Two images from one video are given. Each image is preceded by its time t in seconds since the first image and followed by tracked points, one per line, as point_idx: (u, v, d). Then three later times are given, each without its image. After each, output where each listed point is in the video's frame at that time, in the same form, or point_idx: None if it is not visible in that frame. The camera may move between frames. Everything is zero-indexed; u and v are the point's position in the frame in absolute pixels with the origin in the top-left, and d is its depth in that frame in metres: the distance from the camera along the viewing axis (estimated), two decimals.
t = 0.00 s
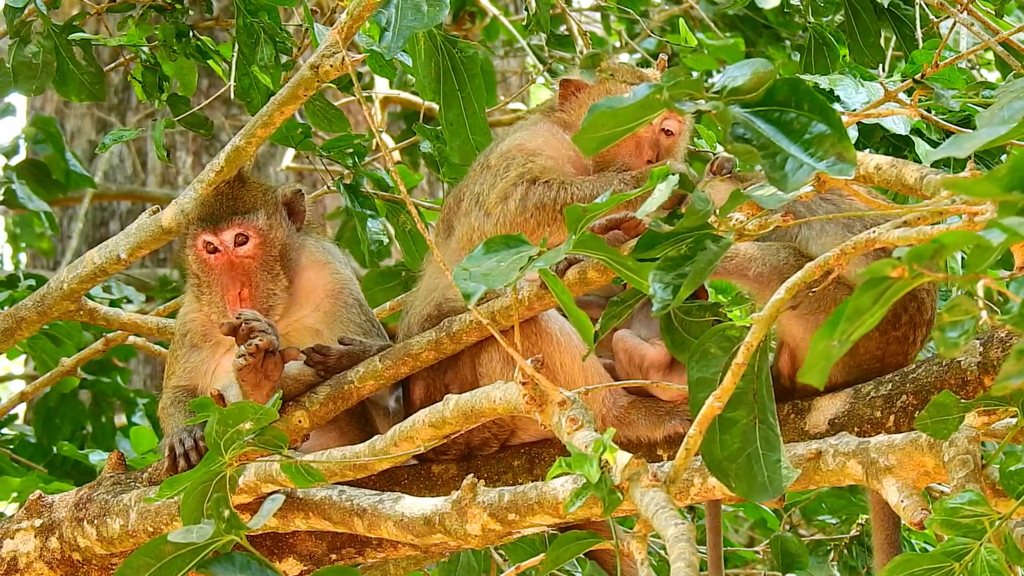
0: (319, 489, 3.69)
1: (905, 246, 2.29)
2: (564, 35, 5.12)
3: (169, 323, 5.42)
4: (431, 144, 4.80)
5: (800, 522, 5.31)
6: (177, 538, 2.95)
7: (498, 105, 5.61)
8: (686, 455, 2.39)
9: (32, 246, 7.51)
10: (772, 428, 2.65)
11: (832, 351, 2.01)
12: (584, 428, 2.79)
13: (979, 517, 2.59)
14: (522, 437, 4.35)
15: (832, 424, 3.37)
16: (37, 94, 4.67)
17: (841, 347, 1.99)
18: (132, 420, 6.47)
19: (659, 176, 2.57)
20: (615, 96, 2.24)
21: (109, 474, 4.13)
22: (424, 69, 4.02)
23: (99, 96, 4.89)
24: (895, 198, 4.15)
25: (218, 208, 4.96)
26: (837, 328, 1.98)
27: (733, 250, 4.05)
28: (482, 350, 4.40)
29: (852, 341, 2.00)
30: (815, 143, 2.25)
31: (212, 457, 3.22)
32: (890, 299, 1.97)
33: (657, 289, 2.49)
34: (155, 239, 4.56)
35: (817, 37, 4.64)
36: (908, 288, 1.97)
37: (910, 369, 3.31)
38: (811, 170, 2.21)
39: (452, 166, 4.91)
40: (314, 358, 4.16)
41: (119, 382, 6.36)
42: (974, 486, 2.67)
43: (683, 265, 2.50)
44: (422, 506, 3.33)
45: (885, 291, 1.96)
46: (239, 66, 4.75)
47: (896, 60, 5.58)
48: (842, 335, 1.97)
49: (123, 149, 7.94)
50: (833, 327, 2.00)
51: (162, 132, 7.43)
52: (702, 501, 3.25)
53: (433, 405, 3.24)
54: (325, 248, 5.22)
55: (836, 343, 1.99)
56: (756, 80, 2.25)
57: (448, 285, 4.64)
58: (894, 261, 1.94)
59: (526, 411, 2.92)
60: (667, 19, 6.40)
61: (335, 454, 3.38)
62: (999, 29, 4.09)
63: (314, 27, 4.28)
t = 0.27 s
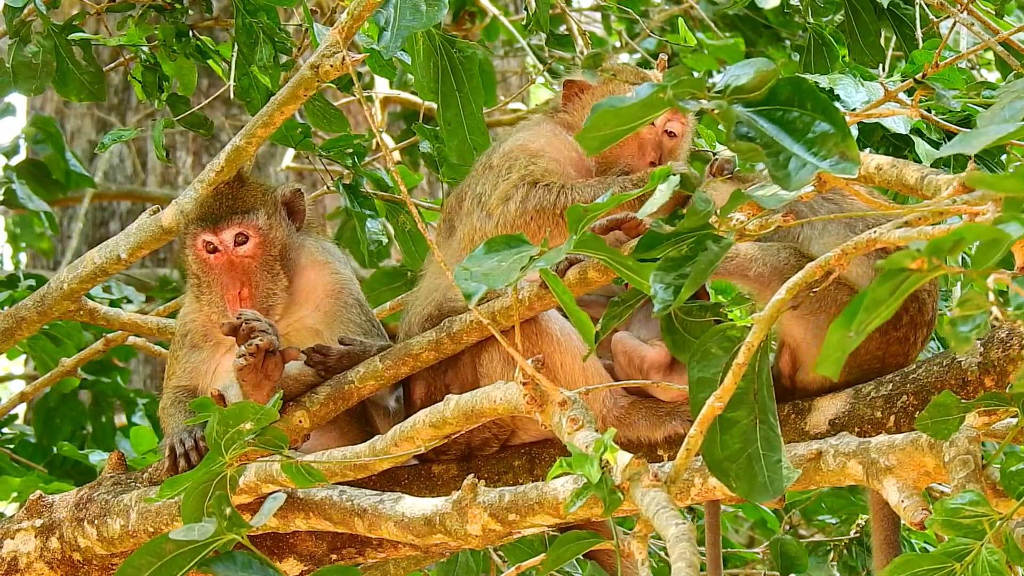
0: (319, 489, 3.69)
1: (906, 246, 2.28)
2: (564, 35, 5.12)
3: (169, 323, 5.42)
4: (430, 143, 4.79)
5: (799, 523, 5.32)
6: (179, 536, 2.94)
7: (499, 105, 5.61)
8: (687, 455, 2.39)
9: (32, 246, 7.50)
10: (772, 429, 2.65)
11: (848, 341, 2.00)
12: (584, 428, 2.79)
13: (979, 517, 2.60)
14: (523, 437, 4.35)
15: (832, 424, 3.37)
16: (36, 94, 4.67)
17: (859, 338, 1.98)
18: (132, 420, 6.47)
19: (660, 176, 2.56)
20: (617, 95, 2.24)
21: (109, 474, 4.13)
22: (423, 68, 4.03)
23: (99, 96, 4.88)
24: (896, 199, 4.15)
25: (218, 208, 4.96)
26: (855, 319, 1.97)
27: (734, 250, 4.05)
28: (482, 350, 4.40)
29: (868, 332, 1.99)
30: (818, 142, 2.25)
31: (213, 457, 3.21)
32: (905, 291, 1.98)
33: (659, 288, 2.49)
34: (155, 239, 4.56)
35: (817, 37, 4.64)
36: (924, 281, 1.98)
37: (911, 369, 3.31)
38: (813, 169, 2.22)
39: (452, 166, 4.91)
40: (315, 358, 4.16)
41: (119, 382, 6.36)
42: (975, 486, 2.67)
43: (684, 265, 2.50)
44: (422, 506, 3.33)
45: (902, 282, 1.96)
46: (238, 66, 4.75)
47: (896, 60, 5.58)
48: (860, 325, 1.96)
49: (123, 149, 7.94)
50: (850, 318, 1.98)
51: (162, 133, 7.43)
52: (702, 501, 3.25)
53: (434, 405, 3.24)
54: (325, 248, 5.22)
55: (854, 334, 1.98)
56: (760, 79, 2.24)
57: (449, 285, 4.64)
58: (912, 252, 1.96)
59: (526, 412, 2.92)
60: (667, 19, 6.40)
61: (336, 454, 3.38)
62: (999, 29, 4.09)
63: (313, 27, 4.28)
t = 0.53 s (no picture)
0: (320, 489, 3.69)
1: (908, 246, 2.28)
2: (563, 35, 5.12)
3: (170, 323, 5.42)
4: (430, 144, 4.80)
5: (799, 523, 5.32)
6: (179, 537, 2.98)
7: (499, 105, 5.62)
8: (687, 455, 2.39)
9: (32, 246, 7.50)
10: (773, 429, 2.66)
11: (848, 342, 2.02)
12: (585, 428, 2.79)
13: (979, 517, 2.60)
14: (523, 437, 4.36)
15: (833, 424, 3.38)
16: (36, 93, 4.67)
17: (858, 340, 2.00)
18: (132, 420, 6.47)
19: (661, 175, 2.52)
20: (617, 97, 2.23)
21: (110, 474, 4.13)
22: (423, 68, 4.02)
23: (98, 96, 4.88)
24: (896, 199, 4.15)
25: (220, 208, 4.97)
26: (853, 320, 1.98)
27: (735, 251, 4.05)
28: (483, 350, 4.41)
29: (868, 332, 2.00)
30: (817, 144, 2.25)
31: (214, 457, 3.21)
32: (904, 292, 1.99)
33: (658, 288, 2.49)
34: (155, 239, 4.55)
35: (818, 37, 4.64)
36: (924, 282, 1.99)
37: (912, 369, 3.31)
38: (813, 172, 2.21)
39: (452, 167, 4.92)
40: (316, 358, 4.16)
41: (119, 383, 6.36)
42: (976, 486, 2.67)
43: (684, 266, 2.50)
44: (423, 506, 3.33)
45: (901, 283, 1.97)
46: (238, 66, 4.75)
47: (896, 60, 5.59)
48: (858, 328, 1.98)
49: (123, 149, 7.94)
50: (849, 320, 2.00)
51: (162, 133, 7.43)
52: (703, 501, 3.25)
53: (434, 405, 3.24)
54: (326, 248, 5.23)
55: (852, 335, 2.00)
56: (759, 81, 2.25)
57: (449, 285, 4.64)
58: (911, 253, 1.96)
59: (527, 412, 2.92)
60: (667, 19, 6.40)
61: (336, 454, 3.38)
62: (999, 29, 4.09)
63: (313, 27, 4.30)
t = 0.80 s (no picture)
0: (319, 489, 3.69)
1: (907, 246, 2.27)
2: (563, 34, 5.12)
3: (169, 323, 5.42)
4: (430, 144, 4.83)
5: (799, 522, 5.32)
6: (180, 537, 2.98)
7: (499, 105, 5.62)
8: (687, 455, 2.38)
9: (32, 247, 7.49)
10: (772, 428, 2.65)
11: (834, 347, 2.01)
12: (585, 428, 2.80)
13: (980, 518, 2.60)
14: (523, 436, 4.36)
15: (832, 423, 3.37)
16: (36, 93, 4.67)
17: (845, 344, 1.99)
18: (132, 420, 6.47)
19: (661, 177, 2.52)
20: (617, 99, 2.22)
21: (110, 474, 4.12)
22: (423, 68, 4.04)
23: (99, 96, 4.89)
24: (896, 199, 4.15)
25: (222, 208, 4.91)
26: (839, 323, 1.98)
27: (734, 250, 4.05)
28: (483, 350, 4.41)
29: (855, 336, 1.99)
30: (818, 145, 2.25)
31: (213, 457, 3.21)
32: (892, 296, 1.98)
33: (659, 290, 2.50)
34: (155, 239, 4.55)
35: (817, 37, 4.63)
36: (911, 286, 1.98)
37: (911, 368, 3.31)
38: (814, 173, 2.21)
39: (452, 166, 4.92)
40: (315, 358, 4.17)
41: (119, 382, 6.36)
42: (976, 486, 2.67)
43: (685, 267, 2.50)
44: (422, 506, 3.33)
45: (889, 286, 1.96)
46: (238, 65, 4.75)
47: (896, 60, 5.58)
48: (844, 331, 1.98)
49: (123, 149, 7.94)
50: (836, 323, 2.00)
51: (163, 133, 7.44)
52: (703, 501, 3.25)
53: (434, 405, 3.24)
54: (326, 248, 5.23)
55: (838, 339, 1.99)
56: (760, 82, 2.25)
57: (449, 285, 4.65)
58: (897, 257, 1.95)
59: (527, 411, 2.92)
60: (667, 19, 6.40)
61: (336, 454, 3.38)
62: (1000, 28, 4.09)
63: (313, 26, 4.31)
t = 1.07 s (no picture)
0: (319, 489, 3.69)
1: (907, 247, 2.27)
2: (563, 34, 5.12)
3: (169, 323, 5.42)
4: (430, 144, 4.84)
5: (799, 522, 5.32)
6: (179, 541, 2.96)
7: (498, 104, 5.62)
8: (686, 455, 2.38)
9: (32, 247, 7.49)
10: (771, 429, 2.65)
11: (832, 356, 2.02)
12: (584, 429, 2.79)
13: (978, 518, 2.60)
14: (523, 436, 4.36)
15: (832, 423, 3.37)
16: (36, 93, 4.67)
17: (841, 354, 2.00)
18: (132, 419, 6.47)
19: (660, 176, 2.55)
20: (615, 96, 2.23)
21: (109, 474, 4.12)
22: (423, 68, 4.03)
23: (99, 96, 4.88)
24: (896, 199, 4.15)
25: (221, 209, 4.93)
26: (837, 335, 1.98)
27: (734, 250, 4.05)
28: (483, 349, 4.40)
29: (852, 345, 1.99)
30: (815, 145, 2.25)
31: (213, 458, 3.21)
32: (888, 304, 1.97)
33: (657, 286, 2.48)
34: (154, 239, 4.56)
35: (817, 36, 4.64)
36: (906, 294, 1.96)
37: (911, 369, 3.30)
38: (811, 173, 2.21)
39: (452, 166, 4.92)
40: (314, 358, 4.16)
41: (119, 382, 6.36)
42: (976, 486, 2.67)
43: (684, 265, 2.50)
44: (422, 506, 3.33)
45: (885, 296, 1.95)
46: (238, 65, 4.75)
47: (896, 60, 5.58)
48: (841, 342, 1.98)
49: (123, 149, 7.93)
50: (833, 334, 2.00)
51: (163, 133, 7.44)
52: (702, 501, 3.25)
53: (433, 405, 3.24)
54: (326, 248, 5.23)
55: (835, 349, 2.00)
56: (758, 82, 2.24)
57: (448, 284, 4.64)
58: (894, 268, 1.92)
59: (526, 411, 2.91)
60: (667, 19, 6.40)
61: (335, 454, 3.38)
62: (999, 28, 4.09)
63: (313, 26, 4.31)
